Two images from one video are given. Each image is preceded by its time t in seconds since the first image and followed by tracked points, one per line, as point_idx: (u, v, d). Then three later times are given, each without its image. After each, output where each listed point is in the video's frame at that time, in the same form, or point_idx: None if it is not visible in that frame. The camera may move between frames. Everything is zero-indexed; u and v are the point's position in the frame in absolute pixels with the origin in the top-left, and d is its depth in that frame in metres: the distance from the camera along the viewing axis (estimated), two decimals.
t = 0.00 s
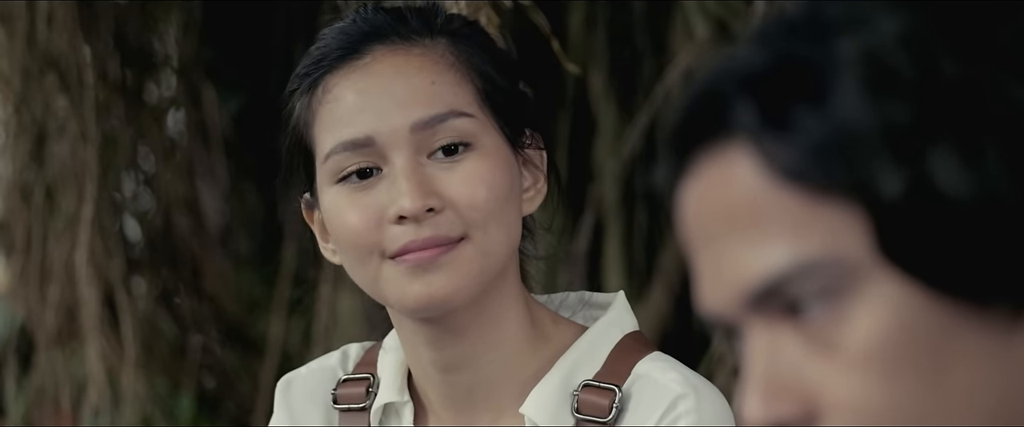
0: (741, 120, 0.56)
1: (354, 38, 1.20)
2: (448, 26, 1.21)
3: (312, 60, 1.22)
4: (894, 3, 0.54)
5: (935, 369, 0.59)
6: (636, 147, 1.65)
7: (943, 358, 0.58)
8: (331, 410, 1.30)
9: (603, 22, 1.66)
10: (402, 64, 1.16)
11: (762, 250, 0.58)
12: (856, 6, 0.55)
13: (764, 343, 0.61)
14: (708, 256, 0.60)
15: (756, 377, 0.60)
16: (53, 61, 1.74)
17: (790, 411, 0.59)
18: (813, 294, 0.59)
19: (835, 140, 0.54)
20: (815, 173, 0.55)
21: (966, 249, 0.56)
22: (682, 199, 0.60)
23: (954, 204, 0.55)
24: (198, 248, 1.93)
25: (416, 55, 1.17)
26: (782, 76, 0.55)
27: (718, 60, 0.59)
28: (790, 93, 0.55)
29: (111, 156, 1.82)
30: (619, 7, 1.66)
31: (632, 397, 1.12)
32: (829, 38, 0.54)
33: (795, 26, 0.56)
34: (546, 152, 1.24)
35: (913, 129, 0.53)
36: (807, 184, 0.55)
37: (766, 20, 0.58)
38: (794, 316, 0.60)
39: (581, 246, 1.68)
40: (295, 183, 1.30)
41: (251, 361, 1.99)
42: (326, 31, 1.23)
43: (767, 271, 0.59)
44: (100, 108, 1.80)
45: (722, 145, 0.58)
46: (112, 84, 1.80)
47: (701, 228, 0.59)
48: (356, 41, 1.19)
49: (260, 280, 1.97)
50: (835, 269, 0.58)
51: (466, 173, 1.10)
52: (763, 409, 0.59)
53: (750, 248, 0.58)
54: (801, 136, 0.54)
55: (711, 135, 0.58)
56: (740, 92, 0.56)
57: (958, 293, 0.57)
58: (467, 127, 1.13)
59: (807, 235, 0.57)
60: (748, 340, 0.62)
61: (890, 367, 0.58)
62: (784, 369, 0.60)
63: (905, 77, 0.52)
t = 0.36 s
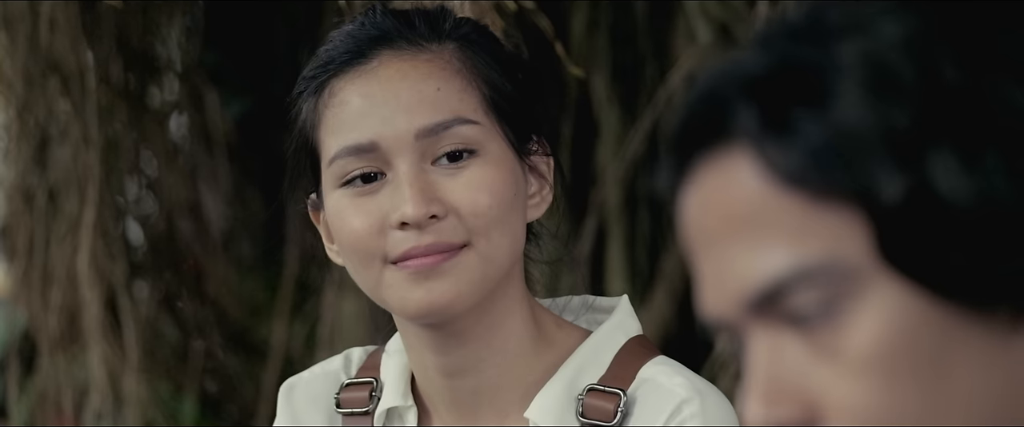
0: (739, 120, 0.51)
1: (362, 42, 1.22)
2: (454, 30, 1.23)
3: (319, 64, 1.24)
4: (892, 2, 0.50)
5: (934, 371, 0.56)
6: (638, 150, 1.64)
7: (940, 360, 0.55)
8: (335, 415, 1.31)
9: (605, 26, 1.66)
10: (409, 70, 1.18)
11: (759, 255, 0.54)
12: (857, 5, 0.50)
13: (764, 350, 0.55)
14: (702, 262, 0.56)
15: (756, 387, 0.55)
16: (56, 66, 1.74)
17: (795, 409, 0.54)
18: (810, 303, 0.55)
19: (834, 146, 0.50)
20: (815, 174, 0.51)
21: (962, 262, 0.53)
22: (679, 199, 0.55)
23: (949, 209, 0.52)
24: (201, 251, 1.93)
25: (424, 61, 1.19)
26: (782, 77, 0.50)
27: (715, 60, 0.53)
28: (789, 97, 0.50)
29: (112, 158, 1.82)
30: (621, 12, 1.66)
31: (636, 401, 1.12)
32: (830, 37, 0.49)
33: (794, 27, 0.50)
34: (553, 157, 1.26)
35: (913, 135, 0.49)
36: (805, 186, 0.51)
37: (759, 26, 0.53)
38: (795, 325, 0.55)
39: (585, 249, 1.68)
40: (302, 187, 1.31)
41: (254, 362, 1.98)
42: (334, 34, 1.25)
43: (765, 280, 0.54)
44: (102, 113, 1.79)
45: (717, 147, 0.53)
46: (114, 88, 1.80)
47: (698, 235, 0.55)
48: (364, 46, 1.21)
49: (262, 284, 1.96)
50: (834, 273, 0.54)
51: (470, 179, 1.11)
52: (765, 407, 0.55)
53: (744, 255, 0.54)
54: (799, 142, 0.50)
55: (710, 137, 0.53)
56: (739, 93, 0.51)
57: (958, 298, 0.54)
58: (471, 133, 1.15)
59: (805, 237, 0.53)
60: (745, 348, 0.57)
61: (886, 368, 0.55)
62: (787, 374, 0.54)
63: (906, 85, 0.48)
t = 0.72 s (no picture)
0: (741, 120, 0.51)
1: (368, 43, 1.21)
2: (460, 30, 1.22)
3: (325, 65, 1.23)
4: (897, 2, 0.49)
5: (935, 371, 0.55)
6: (640, 150, 1.64)
7: (941, 359, 0.55)
8: (338, 414, 1.31)
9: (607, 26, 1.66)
10: (414, 72, 1.18)
11: (760, 255, 0.53)
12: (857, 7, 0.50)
13: (768, 353, 0.55)
14: (705, 264, 0.55)
15: (757, 388, 0.55)
16: (58, 66, 1.73)
17: (795, 411, 0.53)
18: (813, 304, 0.54)
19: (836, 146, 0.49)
20: (818, 175, 0.50)
21: (963, 263, 0.52)
22: (682, 200, 0.54)
23: (951, 210, 0.51)
24: (203, 251, 1.93)
25: (430, 62, 1.19)
26: (785, 76, 0.49)
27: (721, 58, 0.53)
28: (791, 96, 0.49)
29: (114, 158, 1.82)
30: (623, 12, 1.67)
31: (641, 402, 1.13)
32: (834, 39, 0.49)
33: (797, 28, 0.50)
34: (558, 158, 1.26)
35: (916, 135, 0.48)
36: (808, 186, 0.51)
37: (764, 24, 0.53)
38: (796, 323, 0.54)
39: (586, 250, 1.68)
40: (304, 187, 1.31)
41: (255, 363, 1.99)
42: (340, 34, 1.24)
43: (766, 279, 0.54)
44: (105, 113, 1.79)
45: (719, 148, 0.52)
46: (116, 87, 1.80)
47: (699, 235, 0.54)
48: (369, 47, 1.21)
49: (264, 283, 1.97)
50: (836, 273, 0.54)
51: (474, 182, 1.12)
52: (767, 410, 0.54)
53: (746, 256, 0.54)
54: (802, 140, 0.49)
55: (713, 137, 0.52)
56: (741, 93, 0.50)
57: (958, 297, 0.53)
58: (476, 136, 1.15)
59: (808, 236, 0.53)
60: (748, 351, 0.56)
61: (888, 368, 0.54)
62: (790, 380, 0.53)
63: (908, 84, 0.48)
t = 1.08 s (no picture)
0: (697, 148, 0.57)
1: (367, 42, 1.21)
2: (458, 28, 1.22)
3: (324, 63, 1.23)
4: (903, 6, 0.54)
5: (866, 396, 0.57)
6: (639, 149, 1.65)
7: (876, 388, 0.57)
8: (336, 413, 1.31)
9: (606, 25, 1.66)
10: (413, 70, 1.18)
11: (721, 268, 0.59)
12: (864, 11, 0.55)
13: (740, 354, 0.61)
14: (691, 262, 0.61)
15: (728, 373, 0.62)
16: (56, 65, 1.73)
17: (744, 414, 0.60)
18: (762, 321, 0.59)
19: (773, 174, 0.54)
20: (751, 206, 0.56)
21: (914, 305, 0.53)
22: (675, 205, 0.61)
23: (855, 255, 0.53)
24: (201, 250, 1.92)
25: (429, 61, 1.19)
26: (744, 107, 0.55)
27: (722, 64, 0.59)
28: (741, 123, 0.55)
29: (113, 158, 1.82)
30: (622, 10, 1.66)
31: (640, 400, 1.13)
32: (802, 68, 0.54)
33: (814, 13, 0.56)
34: (557, 156, 1.26)
35: (828, 170, 0.53)
36: (751, 221, 0.56)
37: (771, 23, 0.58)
38: (749, 332, 0.60)
39: (585, 248, 1.69)
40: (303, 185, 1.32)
41: (254, 363, 1.99)
42: (340, 32, 1.24)
43: (723, 289, 0.60)
44: (103, 111, 1.80)
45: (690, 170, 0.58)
46: (114, 85, 1.80)
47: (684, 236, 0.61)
48: (368, 45, 1.21)
49: (262, 282, 1.96)
50: (773, 297, 0.58)
51: (472, 180, 1.12)
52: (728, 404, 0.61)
53: (714, 269, 0.60)
54: (737, 176, 0.55)
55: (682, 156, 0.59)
56: (697, 115, 0.57)
57: (887, 336, 0.55)
58: (474, 135, 1.15)
59: (755, 261, 0.58)
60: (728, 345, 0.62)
61: (824, 392, 0.57)
62: (746, 391, 0.60)
63: (833, 117, 0.52)
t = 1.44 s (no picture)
0: (682, 149, 0.55)
1: (361, 42, 1.21)
2: (454, 28, 1.22)
3: (319, 64, 1.23)
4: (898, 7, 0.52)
5: (854, 396, 0.55)
6: (635, 149, 1.65)
7: (864, 386, 0.55)
8: (331, 414, 1.32)
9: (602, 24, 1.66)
10: (406, 72, 1.18)
11: (710, 272, 0.57)
12: (861, 11, 0.52)
13: (733, 351, 0.58)
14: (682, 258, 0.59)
15: (722, 369, 0.59)
16: (54, 64, 1.74)
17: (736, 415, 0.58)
18: (751, 320, 0.57)
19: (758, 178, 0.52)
20: (738, 204, 0.54)
21: (900, 303, 0.52)
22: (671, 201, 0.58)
23: (835, 255, 0.52)
24: (198, 249, 1.92)
25: (421, 63, 1.19)
26: (732, 104, 0.53)
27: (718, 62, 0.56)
28: (726, 124, 0.53)
29: (110, 157, 1.83)
30: (618, 10, 1.67)
31: (634, 399, 1.14)
32: (796, 65, 0.52)
33: (810, 12, 0.54)
34: (554, 156, 1.26)
35: (810, 168, 0.51)
36: (737, 218, 0.54)
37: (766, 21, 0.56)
38: (740, 337, 0.57)
39: (581, 248, 1.69)
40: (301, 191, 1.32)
41: (251, 362, 1.98)
42: (335, 32, 1.24)
43: (711, 292, 0.57)
44: (101, 111, 1.81)
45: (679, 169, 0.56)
46: (111, 85, 1.80)
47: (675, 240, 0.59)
48: (363, 46, 1.21)
49: (260, 282, 1.95)
50: (762, 297, 0.56)
51: (465, 181, 1.13)
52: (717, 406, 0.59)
53: (703, 268, 0.57)
54: (721, 175, 0.54)
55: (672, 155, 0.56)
56: (685, 113, 0.54)
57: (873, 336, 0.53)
58: (467, 137, 1.15)
59: (743, 259, 0.55)
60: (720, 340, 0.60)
61: (814, 389, 0.55)
62: (741, 390, 0.58)
63: (819, 117, 0.50)
